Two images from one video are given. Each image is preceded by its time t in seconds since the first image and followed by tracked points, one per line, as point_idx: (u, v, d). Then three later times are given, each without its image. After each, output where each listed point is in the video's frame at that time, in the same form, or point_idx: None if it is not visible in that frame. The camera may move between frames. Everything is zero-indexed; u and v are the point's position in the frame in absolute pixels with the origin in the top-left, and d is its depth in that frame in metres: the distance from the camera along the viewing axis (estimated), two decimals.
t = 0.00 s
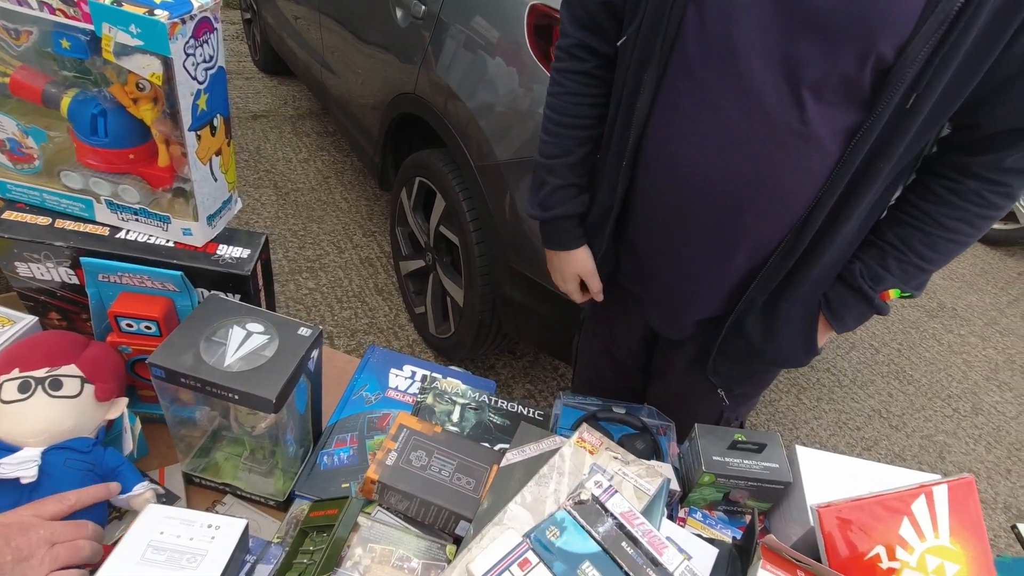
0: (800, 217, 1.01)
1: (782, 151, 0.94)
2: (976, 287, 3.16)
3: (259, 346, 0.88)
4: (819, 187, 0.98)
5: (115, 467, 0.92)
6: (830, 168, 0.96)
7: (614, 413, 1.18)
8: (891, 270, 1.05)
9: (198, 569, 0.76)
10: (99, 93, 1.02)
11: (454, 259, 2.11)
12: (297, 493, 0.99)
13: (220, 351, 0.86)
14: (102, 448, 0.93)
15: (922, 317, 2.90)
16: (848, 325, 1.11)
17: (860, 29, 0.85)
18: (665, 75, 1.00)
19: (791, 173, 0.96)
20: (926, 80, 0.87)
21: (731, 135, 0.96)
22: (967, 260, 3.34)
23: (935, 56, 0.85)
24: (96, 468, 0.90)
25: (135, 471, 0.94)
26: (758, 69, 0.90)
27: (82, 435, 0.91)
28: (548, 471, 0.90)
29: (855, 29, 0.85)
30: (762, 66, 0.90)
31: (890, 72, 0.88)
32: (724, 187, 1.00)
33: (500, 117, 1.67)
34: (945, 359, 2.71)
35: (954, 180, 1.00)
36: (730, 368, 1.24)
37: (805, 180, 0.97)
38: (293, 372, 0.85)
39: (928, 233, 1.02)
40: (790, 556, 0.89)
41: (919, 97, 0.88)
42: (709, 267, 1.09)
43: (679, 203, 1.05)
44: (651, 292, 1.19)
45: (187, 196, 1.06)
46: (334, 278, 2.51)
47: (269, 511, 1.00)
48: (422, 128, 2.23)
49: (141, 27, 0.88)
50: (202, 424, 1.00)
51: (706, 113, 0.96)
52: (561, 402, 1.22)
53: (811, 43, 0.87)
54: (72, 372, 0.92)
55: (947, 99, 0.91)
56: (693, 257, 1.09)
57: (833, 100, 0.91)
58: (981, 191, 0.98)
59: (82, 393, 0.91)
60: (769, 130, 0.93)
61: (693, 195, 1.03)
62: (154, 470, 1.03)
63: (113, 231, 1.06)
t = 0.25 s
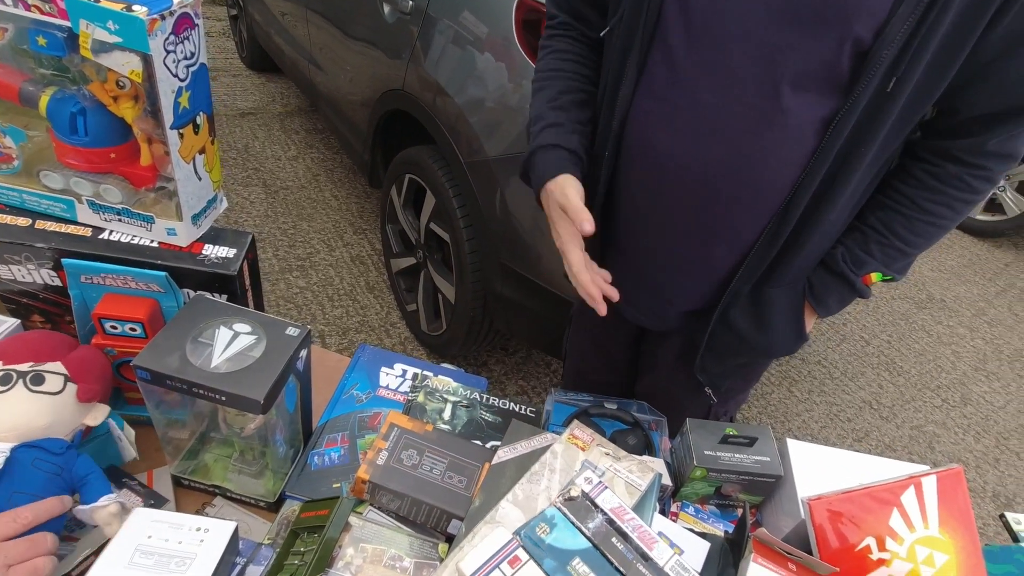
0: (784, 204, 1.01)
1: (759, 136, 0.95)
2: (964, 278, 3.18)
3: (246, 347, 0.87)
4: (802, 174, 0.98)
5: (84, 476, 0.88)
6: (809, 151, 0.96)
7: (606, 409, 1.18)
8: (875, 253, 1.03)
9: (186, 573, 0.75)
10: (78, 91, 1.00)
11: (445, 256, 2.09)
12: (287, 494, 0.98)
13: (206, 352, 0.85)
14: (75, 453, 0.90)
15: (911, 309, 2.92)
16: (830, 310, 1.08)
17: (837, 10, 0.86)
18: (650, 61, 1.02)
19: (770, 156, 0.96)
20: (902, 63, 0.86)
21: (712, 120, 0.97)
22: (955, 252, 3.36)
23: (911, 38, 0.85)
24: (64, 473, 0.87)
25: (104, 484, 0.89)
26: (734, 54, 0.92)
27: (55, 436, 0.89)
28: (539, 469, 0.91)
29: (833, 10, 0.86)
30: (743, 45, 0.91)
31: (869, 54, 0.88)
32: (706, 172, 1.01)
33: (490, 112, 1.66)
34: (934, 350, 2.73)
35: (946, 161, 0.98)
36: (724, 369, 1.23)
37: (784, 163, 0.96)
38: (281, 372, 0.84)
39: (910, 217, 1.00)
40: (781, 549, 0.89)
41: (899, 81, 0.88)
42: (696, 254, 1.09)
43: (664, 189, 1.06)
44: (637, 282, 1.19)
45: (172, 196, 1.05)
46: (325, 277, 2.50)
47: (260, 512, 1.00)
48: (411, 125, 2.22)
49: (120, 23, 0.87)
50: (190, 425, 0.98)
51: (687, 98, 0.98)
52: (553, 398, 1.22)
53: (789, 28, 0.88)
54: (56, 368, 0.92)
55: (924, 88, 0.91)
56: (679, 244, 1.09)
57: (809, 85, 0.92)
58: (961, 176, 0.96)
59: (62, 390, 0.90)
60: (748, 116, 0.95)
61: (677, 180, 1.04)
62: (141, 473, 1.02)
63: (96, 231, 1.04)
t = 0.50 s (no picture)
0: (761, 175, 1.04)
1: (736, 106, 0.99)
2: (949, 269, 3.21)
3: (229, 347, 0.86)
4: (779, 146, 1.01)
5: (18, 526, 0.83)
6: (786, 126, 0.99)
7: (595, 404, 1.18)
8: (913, 195, 1.05)
9: None
10: (50, 90, 0.97)
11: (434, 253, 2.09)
12: (275, 496, 0.98)
13: (189, 354, 0.84)
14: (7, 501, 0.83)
15: (898, 299, 2.95)
16: (864, 252, 1.08)
17: None
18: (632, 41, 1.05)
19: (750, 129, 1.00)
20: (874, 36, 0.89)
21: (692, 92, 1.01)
22: (941, 243, 3.39)
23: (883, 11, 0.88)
24: None
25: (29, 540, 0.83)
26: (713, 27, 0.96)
27: None
28: (528, 465, 0.92)
29: None
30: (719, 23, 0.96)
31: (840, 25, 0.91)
32: (686, 144, 1.04)
33: (477, 107, 1.65)
34: (921, 340, 2.75)
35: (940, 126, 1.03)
36: (716, 352, 1.24)
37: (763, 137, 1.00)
38: (265, 373, 0.83)
39: (952, 154, 1.03)
40: (770, 540, 0.90)
41: (871, 50, 0.91)
42: (678, 228, 1.12)
43: (645, 164, 1.09)
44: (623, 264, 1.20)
45: (150, 197, 1.03)
46: (314, 275, 2.48)
47: (247, 513, 0.99)
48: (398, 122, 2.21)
49: (91, 19, 0.86)
50: (175, 428, 0.96)
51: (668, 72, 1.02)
52: (542, 393, 1.22)
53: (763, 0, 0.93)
54: (29, 419, 0.80)
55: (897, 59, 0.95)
56: (661, 218, 1.12)
57: (783, 56, 0.96)
58: (1004, 110, 1.00)
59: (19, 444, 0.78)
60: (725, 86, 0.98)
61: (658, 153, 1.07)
62: (126, 476, 1.01)
63: (73, 232, 1.03)
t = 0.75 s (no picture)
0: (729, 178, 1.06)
1: (700, 108, 1.01)
2: (936, 260, 3.24)
3: (215, 348, 0.86)
4: (748, 151, 1.03)
5: None
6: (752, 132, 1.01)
7: (584, 399, 1.18)
8: (899, 188, 0.94)
9: None
10: (26, 91, 0.96)
11: (423, 251, 2.09)
12: (264, 495, 0.97)
13: (174, 355, 0.84)
14: None
15: (885, 291, 2.97)
16: (853, 249, 0.94)
17: None
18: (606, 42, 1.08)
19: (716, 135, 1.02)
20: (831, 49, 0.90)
21: (658, 93, 1.04)
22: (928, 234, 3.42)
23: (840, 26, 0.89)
24: None
25: None
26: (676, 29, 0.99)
27: None
28: (517, 460, 0.91)
29: None
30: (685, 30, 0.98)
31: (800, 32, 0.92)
32: (653, 145, 1.07)
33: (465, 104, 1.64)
34: (908, 331, 2.78)
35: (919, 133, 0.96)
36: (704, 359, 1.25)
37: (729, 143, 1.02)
38: (251, 374, 0.83)
39: (938, 151, 0.94)
40: (755, 531, 0.90)
41: (828, 62, 0.91)
42: (647, 227, 1.14)
43: (615, 163, 1.12)
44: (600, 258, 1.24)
45: (132, 198, 1.03)
46: (303, 275, 2.48)
47: (237, 514, 0.99)
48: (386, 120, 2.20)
49: (67, 19, 0.85)
50: (162, 430, 0.96)
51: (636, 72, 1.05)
52: (532, 389, 1.22)
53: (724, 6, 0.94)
54: None
55: (866, 71, 0.94)
56: (631, 216, 1.15)
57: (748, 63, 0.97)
58: (990, 112, 0.93)
59: None
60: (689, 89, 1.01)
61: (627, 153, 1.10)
62: (113, 480, 1.00)
63: (54, 235, 1.02)
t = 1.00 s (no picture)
0: (702, 186, 1.06)
1: (674, 116, 1.01)
2: (932, 255, 3.25)
3: (214, 345, 0.85)
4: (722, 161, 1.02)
5: None
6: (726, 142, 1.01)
7: (583, 394, 1.19)
8: (871, 201, 0.92)
9: None
10: (23, 88, 0.95)
11: (420, 249, 2.09)
12: (264, 492, 0.97)
13: (173, 353, 0.84)
14: None
15: (881, 286, 2.98)
16: (816, 253, 0.95)
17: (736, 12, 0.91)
18: (594, 36, 1.11)
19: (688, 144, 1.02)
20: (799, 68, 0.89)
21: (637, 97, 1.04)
22: (923, 229, 3.43)
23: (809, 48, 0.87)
24: None
25: None
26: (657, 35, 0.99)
27: None
28: (517, 455, 0.92)
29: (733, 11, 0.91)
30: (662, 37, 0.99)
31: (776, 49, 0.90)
32: (628, 148, 1.08)
33: (461, 102, 1.64)
34: (904, 325, 2.79)
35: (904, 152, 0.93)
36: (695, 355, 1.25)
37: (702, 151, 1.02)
38: (251, 371, 0.83)
39: (921, 168, 0.91)
40: (755, 522, 0.91)
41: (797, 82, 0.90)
42: (624, 228, 1.16)
43: (594, 160, 1.14)
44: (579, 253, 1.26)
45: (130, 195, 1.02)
46: (300, 274, 2.47)
47: (238, 511, 0.99)
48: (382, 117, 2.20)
49: (63, 15, 0.85)
50: (162, 428, 0.96)
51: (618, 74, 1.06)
52: (531, 385, 1.22)
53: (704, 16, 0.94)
54: None
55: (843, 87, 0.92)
56: (608, 215, 1.17)
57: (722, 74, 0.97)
58: (986, 138, 0.89)
59: None
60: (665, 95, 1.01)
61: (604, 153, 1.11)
62: (113, 478, 1.00)
63: (51, 233, 1.02)
